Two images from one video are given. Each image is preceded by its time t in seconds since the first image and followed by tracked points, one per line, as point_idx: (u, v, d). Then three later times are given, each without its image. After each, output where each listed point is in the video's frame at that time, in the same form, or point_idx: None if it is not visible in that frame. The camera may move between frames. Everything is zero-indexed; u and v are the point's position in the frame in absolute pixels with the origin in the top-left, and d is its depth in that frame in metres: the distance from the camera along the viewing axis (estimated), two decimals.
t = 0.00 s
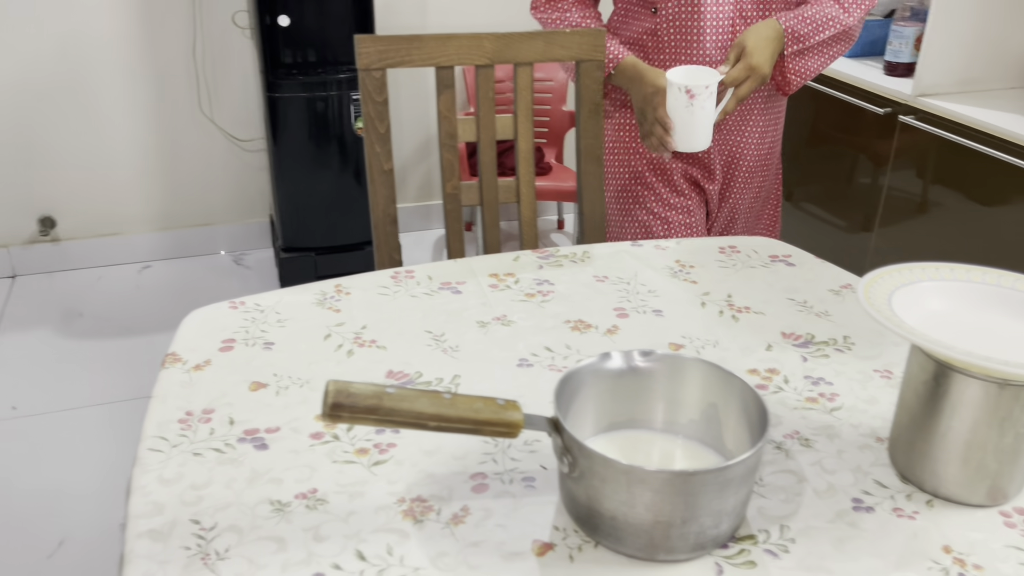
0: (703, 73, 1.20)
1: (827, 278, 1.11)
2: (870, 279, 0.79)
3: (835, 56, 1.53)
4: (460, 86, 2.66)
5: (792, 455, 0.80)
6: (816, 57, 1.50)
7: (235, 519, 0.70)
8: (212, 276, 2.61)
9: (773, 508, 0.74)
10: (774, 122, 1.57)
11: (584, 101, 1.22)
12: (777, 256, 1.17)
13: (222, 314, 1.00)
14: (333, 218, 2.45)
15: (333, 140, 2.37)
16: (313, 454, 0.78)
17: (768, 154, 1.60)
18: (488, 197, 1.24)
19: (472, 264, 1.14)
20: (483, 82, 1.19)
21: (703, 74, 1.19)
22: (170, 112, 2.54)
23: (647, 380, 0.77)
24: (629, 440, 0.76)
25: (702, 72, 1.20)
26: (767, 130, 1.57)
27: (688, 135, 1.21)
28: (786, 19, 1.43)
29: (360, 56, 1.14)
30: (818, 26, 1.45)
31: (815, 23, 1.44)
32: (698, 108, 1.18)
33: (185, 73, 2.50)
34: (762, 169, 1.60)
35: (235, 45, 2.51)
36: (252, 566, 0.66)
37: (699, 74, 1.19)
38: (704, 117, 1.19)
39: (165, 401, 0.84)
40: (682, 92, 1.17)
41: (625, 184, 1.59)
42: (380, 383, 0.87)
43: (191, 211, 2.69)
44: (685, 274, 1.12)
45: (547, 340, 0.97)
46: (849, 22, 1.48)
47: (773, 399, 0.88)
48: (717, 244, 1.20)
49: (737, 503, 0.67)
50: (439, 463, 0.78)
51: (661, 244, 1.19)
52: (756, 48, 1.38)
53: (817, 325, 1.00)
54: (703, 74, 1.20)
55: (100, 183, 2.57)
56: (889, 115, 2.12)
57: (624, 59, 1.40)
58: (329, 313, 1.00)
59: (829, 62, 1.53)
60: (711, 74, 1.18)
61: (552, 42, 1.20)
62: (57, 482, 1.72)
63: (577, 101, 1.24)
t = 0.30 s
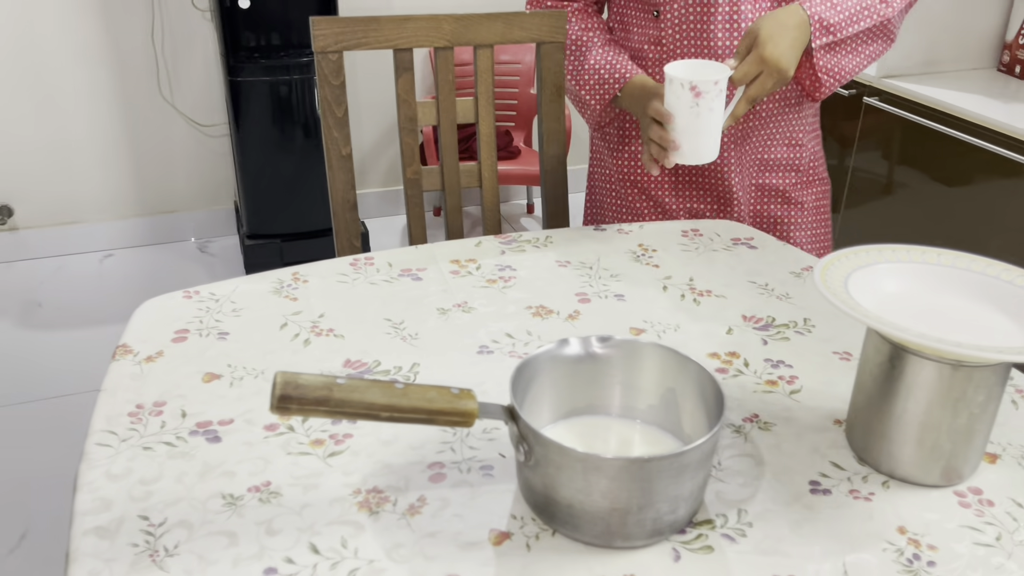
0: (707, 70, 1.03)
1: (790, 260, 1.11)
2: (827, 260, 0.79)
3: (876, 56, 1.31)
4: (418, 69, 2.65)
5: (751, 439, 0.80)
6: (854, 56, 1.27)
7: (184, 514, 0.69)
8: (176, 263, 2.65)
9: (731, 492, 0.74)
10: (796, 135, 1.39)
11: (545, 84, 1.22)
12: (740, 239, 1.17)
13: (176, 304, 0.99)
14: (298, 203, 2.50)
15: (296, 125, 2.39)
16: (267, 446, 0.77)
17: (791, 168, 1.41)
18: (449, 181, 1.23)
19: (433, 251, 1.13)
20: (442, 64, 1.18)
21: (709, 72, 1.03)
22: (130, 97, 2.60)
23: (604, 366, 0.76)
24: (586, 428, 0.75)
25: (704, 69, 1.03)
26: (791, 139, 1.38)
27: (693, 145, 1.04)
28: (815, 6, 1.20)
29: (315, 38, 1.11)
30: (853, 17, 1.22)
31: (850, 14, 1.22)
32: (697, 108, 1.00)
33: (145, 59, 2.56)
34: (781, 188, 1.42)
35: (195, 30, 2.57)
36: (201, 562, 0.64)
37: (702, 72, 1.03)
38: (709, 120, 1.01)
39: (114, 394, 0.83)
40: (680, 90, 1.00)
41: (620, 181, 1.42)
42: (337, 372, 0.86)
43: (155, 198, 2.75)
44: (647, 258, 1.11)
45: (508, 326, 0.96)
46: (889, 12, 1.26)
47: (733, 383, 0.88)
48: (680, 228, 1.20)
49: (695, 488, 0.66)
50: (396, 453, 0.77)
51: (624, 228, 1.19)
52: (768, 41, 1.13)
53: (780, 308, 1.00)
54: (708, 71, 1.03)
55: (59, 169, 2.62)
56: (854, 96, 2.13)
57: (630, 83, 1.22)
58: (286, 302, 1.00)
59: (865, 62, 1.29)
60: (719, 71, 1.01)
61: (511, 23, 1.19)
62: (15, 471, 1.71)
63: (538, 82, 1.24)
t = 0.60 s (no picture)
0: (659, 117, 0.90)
1: (764, 246, 1.12)
2: (800, 246, 0.79)
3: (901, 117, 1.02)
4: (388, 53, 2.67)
5: (725, 424, 0.80)
6: (858, 113, 0.99)
7: (152, 509, 0.68)
8: (150, 254, 2.65)
9: (706, 478, 0.74)
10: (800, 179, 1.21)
11: (518, 70, 1.22)
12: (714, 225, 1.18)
13: (144, 295, 0.98)
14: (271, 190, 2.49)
15: (269, 113, 2.38)
16: (237, 438, 0.76)
17: (785, 197, 1.23)
18: (423, 168, 1.23)
19: (406, 239, 1.12)
20: (413, 50, 1.17)
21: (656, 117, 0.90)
22: (99, 85, 2.58)
23: (577, 354, 0.76)
24: (561, 420, 0.74)
25: (646, 116, 0.91)
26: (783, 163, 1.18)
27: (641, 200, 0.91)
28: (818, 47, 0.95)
29: (284, 24, 1.10)
30: (863, 65, 0.95)
31: (858, 63, 0.95)
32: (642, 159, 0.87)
33: (113, 46, 2.55)
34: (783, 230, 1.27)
35: (165, 16, 2.56)
36: (169, 557, 0.63)
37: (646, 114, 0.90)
38: (651, 175, 0.88)
39: (80, 387, 0.81)
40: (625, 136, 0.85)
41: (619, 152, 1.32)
42: (308, 363, 0.85)
43: (126, 188, 2.74)
44: (622, 245, 1.11)
45: (482, 314, 0.95)
46: (915, 68, 0.97)
47: (707, 369, 0.88)
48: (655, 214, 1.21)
49: (669, 475, 0.66)
50: (368, 444, 0.76)
51: (598, 214, 1.19)
52: (757, 81, 0.91)
53: (754, 294, 1.01)
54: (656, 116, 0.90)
55: (27, 158, 2.60)
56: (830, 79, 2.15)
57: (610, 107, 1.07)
58: (256, 292, 0.98)
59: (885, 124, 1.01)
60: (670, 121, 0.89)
61: (482, 8, 1.19)
62: None
63: (512, 67, 1.24)
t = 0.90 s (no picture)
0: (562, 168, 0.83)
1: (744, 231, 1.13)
2: (779, 229, 0.79)
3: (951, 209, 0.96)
4: (368, 39, 2.66)
5: (706, 407, 0.81)
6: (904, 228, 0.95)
7: (130, 497, 0.67)
8: (127, 242, 2.64)
9: (687, 461, 0.74)
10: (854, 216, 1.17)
11: (498, 55, 1.22)
12: (694, 211, 1.19)
13: (120, 282, 0.96)
14: (250, 178, 2.47)
15: (246, 100, 2.36)
16: (217, 425, 0.75)
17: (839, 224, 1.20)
18: (403, 154, 1.23)
19: (386, 225, 1.11)
20: (392, 34, 1.16)
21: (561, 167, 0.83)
22: (72, 71, 2.55)
23: (558, 339, 0.76)
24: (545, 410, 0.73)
25: (560, 154, 0.83)
26: (837, 194, 1.11)
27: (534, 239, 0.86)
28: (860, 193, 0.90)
29: (261, 8, 1.09)
30: (905, 195, 0.90)
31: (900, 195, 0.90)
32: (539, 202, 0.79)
33: (86, 32, 2.51)
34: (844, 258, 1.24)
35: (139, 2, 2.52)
36: (147, 546, 0.62)
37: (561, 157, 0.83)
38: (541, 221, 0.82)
39: (55, 375, 0.80)
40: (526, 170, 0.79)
41: (709, 141, 1.27)
42: (288, 350, 0.84)
43: (101, 176, 2.72)
44: (603, 230, 1.12)
45: (463, 300, 0.95)
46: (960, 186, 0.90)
47: (688, 353, 0.88)
48: (635, 200, 1.21)
49: (650, 457, 0.66)
50: (350, 431, 0.76)
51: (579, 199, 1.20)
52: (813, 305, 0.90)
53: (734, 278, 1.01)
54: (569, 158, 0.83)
55: None
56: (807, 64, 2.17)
57: (579, 105, 1.01)
58: (234, 279, 0.97)
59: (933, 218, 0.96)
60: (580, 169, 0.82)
61: None
62: None
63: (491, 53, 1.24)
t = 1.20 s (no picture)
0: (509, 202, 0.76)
1: (730, 220, 1.14)
2: (764, 217, 0.79)
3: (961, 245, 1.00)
4: (352, 28, 2.64)
5: (693, 396, 0.81)
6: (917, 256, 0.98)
7: (112, 489, 0.66)
8: (107, 234, 2.62)
9: (673, 449, 0.74)
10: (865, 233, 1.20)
11: (483, 42, 1.22)
12: (680, 199, 1.19)
13: (100, 272, 0.95)
14: (232, 169, 2.45)
15: (227, 89, 2.34)
16: (200, 416, 0.74)
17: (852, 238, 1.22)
18: (387, 143, 1.22)
19: (370, 215, 1.10)
20: (375, 21, 1.15)
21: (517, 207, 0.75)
22: (50, 60, 2.51)
23: (544, 327, 0.75)
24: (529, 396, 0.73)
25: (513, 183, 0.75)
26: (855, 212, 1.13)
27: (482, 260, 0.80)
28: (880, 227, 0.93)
29: None
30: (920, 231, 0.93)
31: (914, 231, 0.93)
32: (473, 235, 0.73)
33: (63, 20, 2.47)
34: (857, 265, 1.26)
35: None
36: (130, 537, 0.62)
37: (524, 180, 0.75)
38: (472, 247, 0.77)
39: (35, 367, 0.79)
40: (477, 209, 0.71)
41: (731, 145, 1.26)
42: (272, 340, 0.83)
43: (81, 166, 2.69)
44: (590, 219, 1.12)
45: (449, 290, 0.94)
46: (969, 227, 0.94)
47: (675, 342, 0.88)
48: (621, 188, 1.21)
49: (637, 446, 0.66)
50: (335, 421, 0.75)
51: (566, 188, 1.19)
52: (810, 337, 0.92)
53: (719, 266, 1.01)
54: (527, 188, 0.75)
55: None
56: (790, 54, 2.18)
57: (550, 84, 0.96)
58: (216, 269, 0.96)
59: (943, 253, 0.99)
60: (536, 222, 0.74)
61: None
62: None
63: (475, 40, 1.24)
